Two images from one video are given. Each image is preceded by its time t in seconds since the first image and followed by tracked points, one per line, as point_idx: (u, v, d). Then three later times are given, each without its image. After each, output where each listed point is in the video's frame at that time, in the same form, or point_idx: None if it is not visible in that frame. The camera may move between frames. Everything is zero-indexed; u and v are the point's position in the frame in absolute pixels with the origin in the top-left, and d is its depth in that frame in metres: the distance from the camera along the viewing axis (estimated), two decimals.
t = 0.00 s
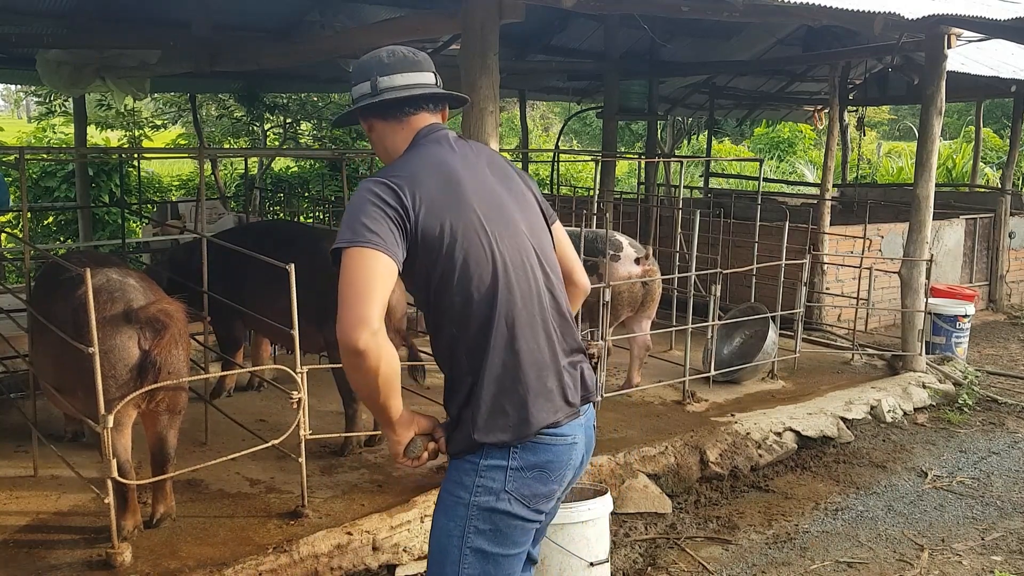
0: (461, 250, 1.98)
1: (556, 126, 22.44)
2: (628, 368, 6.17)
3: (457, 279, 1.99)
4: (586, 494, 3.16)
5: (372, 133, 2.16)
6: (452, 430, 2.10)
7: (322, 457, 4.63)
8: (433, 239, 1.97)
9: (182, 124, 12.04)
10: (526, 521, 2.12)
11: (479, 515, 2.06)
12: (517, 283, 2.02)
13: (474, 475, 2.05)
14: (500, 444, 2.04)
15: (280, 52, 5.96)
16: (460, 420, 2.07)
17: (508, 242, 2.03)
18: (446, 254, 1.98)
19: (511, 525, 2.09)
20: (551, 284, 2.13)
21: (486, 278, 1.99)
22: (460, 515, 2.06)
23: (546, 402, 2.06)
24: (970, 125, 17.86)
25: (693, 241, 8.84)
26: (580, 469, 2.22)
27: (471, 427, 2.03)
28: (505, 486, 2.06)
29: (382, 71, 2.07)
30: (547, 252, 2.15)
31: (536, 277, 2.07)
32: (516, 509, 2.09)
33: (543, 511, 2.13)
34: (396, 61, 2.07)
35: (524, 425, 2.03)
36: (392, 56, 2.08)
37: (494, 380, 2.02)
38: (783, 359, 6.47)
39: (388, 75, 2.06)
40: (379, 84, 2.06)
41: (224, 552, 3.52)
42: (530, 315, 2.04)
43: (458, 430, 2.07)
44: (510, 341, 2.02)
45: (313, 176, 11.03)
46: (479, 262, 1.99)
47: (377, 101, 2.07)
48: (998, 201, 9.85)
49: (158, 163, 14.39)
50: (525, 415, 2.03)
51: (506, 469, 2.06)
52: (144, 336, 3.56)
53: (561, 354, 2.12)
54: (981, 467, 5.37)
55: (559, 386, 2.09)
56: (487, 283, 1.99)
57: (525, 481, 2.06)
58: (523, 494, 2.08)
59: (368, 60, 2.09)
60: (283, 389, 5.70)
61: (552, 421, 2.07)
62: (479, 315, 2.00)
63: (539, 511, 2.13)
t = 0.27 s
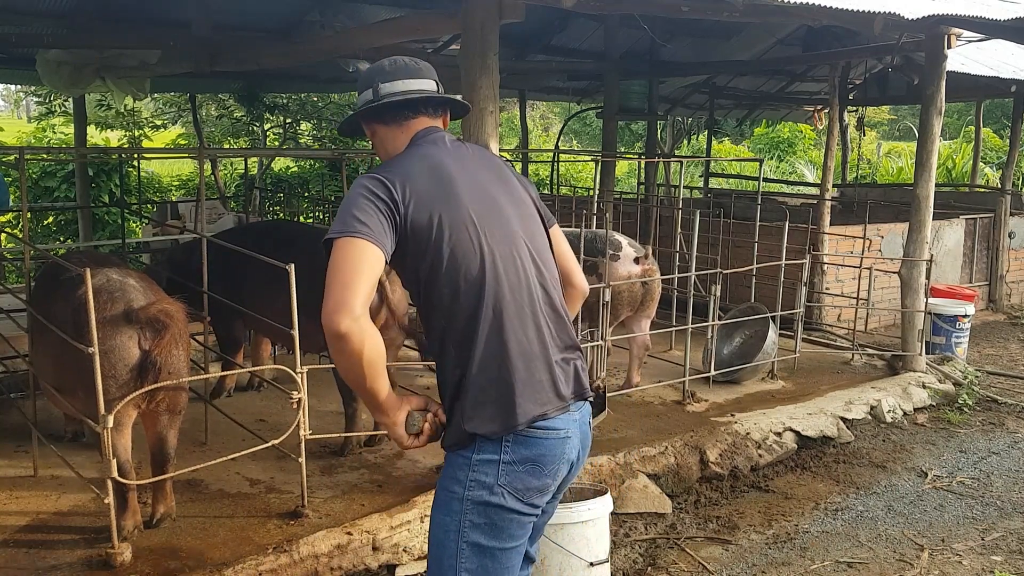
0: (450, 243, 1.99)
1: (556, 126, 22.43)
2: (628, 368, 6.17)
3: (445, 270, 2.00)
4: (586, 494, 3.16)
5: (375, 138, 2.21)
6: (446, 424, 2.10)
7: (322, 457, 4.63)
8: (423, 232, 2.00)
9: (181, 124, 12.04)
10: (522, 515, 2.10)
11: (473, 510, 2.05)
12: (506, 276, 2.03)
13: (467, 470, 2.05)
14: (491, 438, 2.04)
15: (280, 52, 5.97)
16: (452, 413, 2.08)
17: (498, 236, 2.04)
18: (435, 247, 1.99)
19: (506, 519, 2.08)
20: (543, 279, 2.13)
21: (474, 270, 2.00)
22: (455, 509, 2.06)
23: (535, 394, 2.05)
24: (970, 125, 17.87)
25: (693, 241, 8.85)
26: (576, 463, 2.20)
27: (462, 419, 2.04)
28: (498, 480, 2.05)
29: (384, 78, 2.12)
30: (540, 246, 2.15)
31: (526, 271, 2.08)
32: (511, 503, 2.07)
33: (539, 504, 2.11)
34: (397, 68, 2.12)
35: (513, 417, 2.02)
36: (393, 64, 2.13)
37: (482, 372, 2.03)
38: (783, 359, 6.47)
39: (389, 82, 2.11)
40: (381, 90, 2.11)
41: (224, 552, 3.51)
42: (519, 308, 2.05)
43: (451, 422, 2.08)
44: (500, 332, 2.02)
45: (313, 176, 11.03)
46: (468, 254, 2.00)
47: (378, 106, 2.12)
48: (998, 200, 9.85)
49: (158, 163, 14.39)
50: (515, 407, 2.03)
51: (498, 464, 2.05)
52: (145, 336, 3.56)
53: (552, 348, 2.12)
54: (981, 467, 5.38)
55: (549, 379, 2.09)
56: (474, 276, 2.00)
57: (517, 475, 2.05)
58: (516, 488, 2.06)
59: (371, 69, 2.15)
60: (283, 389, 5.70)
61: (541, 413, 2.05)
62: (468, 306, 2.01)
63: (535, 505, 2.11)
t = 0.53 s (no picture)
0: (445, 241, 2.00)
1: (556, 126, 22.43)
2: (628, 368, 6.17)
3: (441, 268, 2.01)
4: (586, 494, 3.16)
5: (376, 144, 2.22)
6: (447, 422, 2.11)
7: (322, 457, 4.63)
8: (418, 231, 2.00)
9: (181, 124, 12.04)
10: (526, 509, 2.10)
11: (477, 505, 2.05)
12: (502, 272, 2.03)
13: (469, 466, 2.04)
14: (493, 434, 2.04)
15: (280, 52, 5.97)
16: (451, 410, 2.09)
17: (492, 233, 2.04)
18: (430, 245, 2.00)
19: (510, 514, 2.08)
20: (540, 276, 2.13)
21: (469, 267, 2.01)
22: (459, 506, 2.06)
23: (532, 390, 2.04)
24: (970, 125, 17.87)
25: (693, 241, 8.85)
26: (579, 456, 2.19)
27: (461, 416, 2.05)
28: (501, 475, 2.05)
29: (384, 84, 2.13)
30: (537, 244, 2.15)
31: (522, 267, 2.08)
32: (514, 497, 2.07)
33: (544, 498, 2.10)
34: (397, 73, 2.13)
35: (510, 412, 2.02)
36: (392, 70, 2.14)
37: (479, 369, 2.03)
38: (783, 359, 6.47)
39: (389, 87, 2.12)
40: (380, 95, 2.12)
41: (224, 552, 3.52)
42: (516, 304, 2.04)
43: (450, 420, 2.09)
44: (496, 329, 2.02)
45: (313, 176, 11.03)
46: (462, 250, 2.01)
47: (378, 112, 2.12)
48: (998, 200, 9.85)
49: (158, 163, 14.40)
50: (512, 403, 2.02)
51: (501, 459, 2.04)
52: (144, 336, 3.56)
53: (550, 343, 2.11)
54: (981, 467, 5.37)
55: (547, 373, 2.08)
56: (469, 272, 2.01)
57: (520, 470, 2.04)
58: (519, 482, 2.06)
59: (372, 75, 2.16)
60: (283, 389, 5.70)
61: (537, 406, 2.04)
62: (464, 303, 2.02)
63: (538, 499, 2.11)
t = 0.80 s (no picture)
0: (448, 239, 2.01)
1: (556, 126, 22.44)
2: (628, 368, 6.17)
3: (444, 265, 2.01)
4: (586, 494, 3.16)
5: (374, 142, 2.21)
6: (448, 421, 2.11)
7: (322, 457, 4.63)
8: (420, 229, 2.01)
9: (182, 124, 12.05)
10: (529, 507, 2.10)
11: (481, 503, 2.05)
12: (504, 270, 2.04)
13: (472, 465, 2.04)
14: (495, 431, 2.04)
15: (280, 52, 5.97)
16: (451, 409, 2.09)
17: (495, 231, 2.05)
18: (433, 242, 2.01)
19: (514, 512, 2.08)
20: (541, 274, 2.13)
21: (472, 265, 2.01)
22: (462, 505, 2.06)
23: (534, 388, 2.05)
24: (970, 125, 17.88)
25: (693, 241, 8.85)
26: (580, 453, 2.20)
27: (461, 414, 2.05)
28: (504, 473, 2.05)
29: (384, 82, 2.13)
30: (537, 243, 2.16)
31: (524, 265, 2.08)
32: (518, 495, 2.07)
33: (546, 498, 2.11)
34: (396, 73, 2.14)
35: (512, 409, 2.02)
36: (392, 69, 2.15)
37: (480, 366, 2.03)
38: (783, 359, 6.47)
39: (389, 85, 2.12)
40: (380, 93, 2.12)
41: (224, 552, 3.52)
42: (518, 301, 2.05)
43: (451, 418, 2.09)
44: (498, 327, 2.02)
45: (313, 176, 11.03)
46: (465, 249, 2.01)
47: (378, 110, 2.12)
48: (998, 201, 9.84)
49: (158, 163, 14.40)
50: (514, 400, 2.03)
51: (504, 457, 2.05)
52: (144, 337, 3.56)
53: (551, 342, 2.11)
54: (981, 467, 5.37)
55: (549, 372, 2.08)
56: (472, 269, 2.01)
57: (523, 468, 2.05)
58: (523, 480, 2.06)
59: (371, 73, 2.16)
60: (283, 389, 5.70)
61: (539, 404, 2.04)
62: (466, 300, 2.02)
63: (541, 496, 2.11)
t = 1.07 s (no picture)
0: (463, 234, 2.04)
1: (556, 126, 22.43)
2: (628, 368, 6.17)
3: (458, 260, 2.04)
4: (585, 494, 3.16)
5: (371, 137, 2.20)
6: (451, 417, 2.13)
7: (322, 457, 4.63)
8: (436, 223, 2.03)
9: (182, 124, 12.05)
10: (536, 505, 2.15)
11: (490, 503, 2.09)
12: (515, 268, 2.07)
13: (482, 465, 2.08)
14: (505, 431, 2.08)
15: (280, 52, 5.97)
16: (455, 404, 2.11)
17: (506, 229, 2.09)
18: (448, 238, 2.03)
19: (523, 510, 2.13)
20: (547, 273, 2.18)
21: (485, 261, 2.05)
22: (471, 505, 2.09)
23: (543, 383, 2.09)
24: (970, 125, 17.87)
25: (693, 241, 8.84)
26: (582, 451, 2.26)
27: (469, 410, 2.07)
28: (514, 472, 2.09)
29: (387, 79, 2.14)
30: (543, 243, 2.20)
31: (532, 264, 2.13)
32: (526, 494, 2.12)
33: (552, 495, 2.16)
34: (398, 71, 2.16)
35: (522, 405, 2.06)
36: (395, 67, 2.17)
37: (491, 362, 2.06)
38: (783, 359, 6.47)
39: (393, 82, 2.14)
40: (384, 88, 2.12)
41: (224, 552, 3.52)
42: (528, 298, 2.09)
43: (455, 413, 2.11)
44: (510, 322, 2.06)
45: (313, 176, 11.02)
46: (479, 245, 2.04)
47: (382, 104, 2.12)
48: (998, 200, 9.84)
49: (158, 163, 14.40)
50: (524, 394, 2.06)
51: (514, 456, 2.09)
52: (145, 336, 3.56)
53: (557, 339, 2.16)
54: (981, 467, 5.37)
55: (555, 370, 2.13)
56: (486, 266, 2.04)
57: (533, 467, 2.10)
58: (532, 479, 2.11)
59: (372, 69, 2.17)
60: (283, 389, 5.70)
61: (546, 402, 2.09)
62: (479, 296, 2.05)
63: (547, 494, 2.17)
